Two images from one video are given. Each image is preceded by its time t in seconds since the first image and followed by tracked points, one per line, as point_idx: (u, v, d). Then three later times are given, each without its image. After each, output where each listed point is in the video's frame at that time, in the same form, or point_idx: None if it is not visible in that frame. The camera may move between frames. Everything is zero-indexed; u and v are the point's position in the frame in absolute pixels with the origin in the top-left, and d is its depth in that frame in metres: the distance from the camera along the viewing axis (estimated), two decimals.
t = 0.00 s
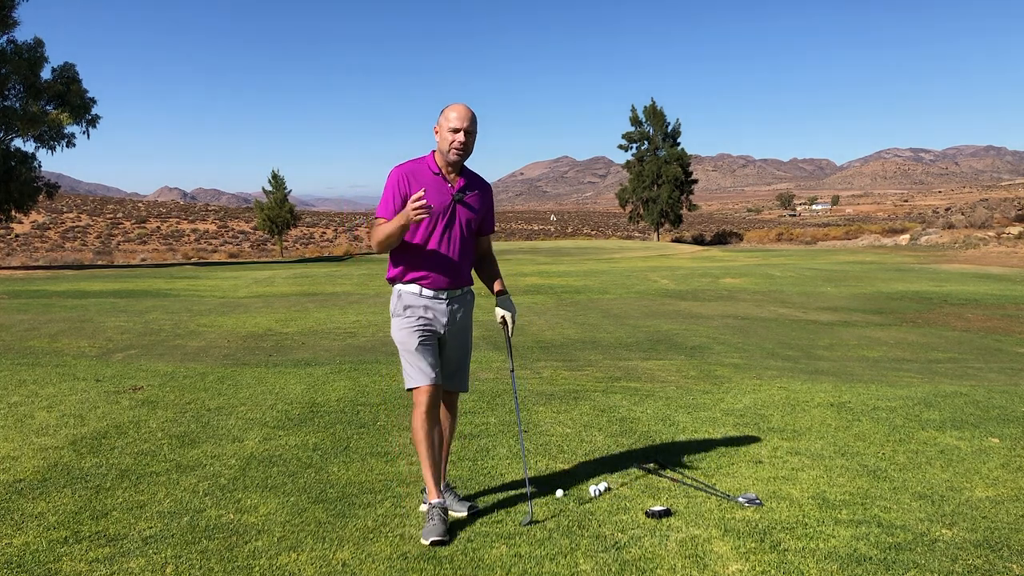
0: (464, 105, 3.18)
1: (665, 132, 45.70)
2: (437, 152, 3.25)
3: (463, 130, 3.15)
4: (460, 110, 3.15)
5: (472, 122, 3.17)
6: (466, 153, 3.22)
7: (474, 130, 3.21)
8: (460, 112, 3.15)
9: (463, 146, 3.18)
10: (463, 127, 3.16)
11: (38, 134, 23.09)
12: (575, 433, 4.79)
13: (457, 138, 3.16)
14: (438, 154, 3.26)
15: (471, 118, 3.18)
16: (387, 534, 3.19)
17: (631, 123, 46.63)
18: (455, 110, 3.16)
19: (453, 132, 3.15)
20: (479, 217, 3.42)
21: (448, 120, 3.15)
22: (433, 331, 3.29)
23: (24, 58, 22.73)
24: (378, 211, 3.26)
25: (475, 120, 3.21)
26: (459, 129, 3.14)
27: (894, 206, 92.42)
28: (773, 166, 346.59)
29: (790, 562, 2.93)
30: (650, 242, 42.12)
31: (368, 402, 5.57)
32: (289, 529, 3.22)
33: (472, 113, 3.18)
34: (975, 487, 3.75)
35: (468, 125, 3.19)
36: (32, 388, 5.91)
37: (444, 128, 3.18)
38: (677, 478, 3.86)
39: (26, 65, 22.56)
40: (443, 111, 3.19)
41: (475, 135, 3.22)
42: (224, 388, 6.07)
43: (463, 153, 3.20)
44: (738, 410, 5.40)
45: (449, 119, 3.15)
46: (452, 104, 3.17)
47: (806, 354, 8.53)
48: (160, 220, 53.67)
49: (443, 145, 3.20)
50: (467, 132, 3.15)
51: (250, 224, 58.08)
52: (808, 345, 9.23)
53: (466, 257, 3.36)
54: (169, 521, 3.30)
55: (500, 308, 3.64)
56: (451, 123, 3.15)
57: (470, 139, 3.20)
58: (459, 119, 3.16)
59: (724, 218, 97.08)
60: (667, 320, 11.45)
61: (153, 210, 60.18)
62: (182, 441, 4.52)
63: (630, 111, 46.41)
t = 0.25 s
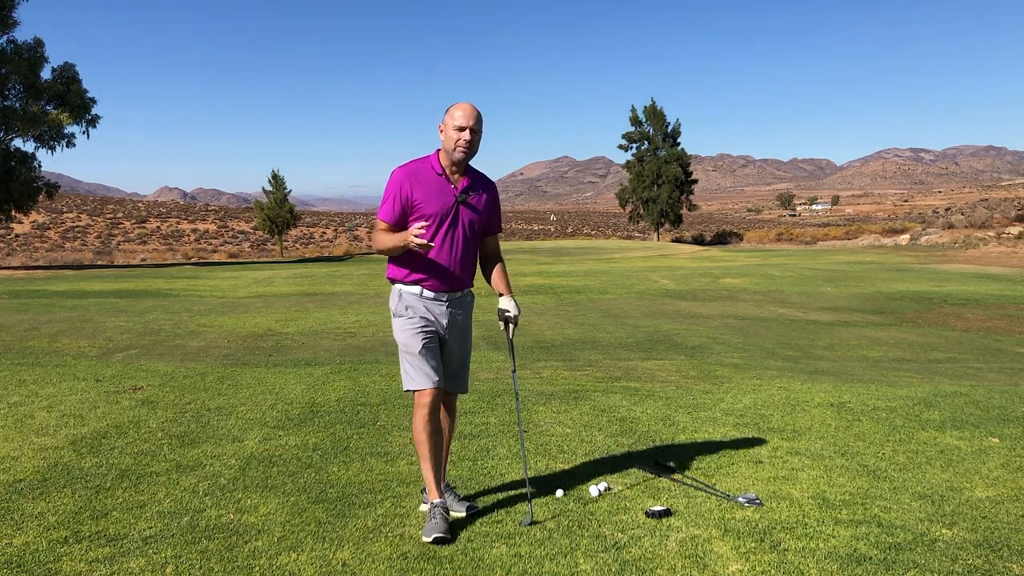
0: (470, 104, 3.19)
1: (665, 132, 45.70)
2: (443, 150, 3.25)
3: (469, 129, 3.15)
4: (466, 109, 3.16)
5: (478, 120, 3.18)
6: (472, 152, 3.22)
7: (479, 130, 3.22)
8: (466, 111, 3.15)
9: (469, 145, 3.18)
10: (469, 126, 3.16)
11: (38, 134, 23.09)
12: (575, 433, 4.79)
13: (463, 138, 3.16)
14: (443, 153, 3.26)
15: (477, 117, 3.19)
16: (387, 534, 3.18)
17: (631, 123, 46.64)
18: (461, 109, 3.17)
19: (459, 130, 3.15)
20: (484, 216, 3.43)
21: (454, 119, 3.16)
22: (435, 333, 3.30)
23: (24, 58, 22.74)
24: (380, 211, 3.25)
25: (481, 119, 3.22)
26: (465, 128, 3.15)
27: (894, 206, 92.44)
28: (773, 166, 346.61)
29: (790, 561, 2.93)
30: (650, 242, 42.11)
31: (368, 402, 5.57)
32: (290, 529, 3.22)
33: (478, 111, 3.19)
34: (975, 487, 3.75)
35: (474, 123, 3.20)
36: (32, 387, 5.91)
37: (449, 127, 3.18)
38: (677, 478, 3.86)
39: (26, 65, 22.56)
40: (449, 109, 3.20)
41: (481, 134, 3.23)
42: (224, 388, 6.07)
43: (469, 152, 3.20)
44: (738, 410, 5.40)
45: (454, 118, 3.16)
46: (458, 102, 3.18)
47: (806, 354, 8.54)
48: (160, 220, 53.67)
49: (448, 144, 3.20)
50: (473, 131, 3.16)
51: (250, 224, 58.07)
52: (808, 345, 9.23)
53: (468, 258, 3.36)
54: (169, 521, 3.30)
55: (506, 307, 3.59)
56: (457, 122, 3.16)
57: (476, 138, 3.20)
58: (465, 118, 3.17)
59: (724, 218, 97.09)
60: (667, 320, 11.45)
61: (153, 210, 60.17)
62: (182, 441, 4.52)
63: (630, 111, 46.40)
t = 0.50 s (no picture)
0: (469, 101, 3.19)
1: (665, 132, 45.71)
2: (443, 149, 3.25)
3: (468, 126, 3.16)
4: (465, 107, 3.16)
5: (477, 117, 3.18)
6: (472, 150, 3.22)
7: (479, 127, 3.21)
8: (465, 108, 3.16)
9: (468, 143, 3.18)
10: (467, 123, 3.16)
11: (38, 134, 23.09)
12: (575, 433, 4.78)
13: (462, 136, 3.16)
14: (443, 152, 3.26)
15: (476, 114, 3.19)
16: (386, 534, 3.19)
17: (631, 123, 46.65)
18: (460, 106, 3.17)
19: (457, 128, 3.16)
20: (487, 215, 3.41)
21: (452, 117, 3.17)
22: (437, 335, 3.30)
23: (24, 58, 22.74)
24: (381, 212, 3.26)
25: (480, 116, 3.21)
26: (463, 125, 3.15)
27: (894, 206, 92.44)
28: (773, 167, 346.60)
29: (790, 562, 2.93)
30: (650, 242, 42.11)
31: (368, 402, 5.57)
32: (290, 529, 3.22)
33: (477, 109, 3.19)
34: (975, 487, 3.75)
35: (473, 120, 3.19)
36: (32, 388, 5.91)
37: (448, 125, 3.18)
38: (678, 478, 3.87)
39: (26, 65, 22.56)
40: (447, 107, 3.21)
41: (480, 131, 3.22)
42: (224, 388, 6.07)
43: (468, 150, 3.20)
44: (738, 410, 5.40)
45: (453, 116, 3.17)
46: (457, 100, 3.18)
47: (806, 354, 8.54)
48: (160, 220, 53.69)
49: (448, 142, 3.20)
50: (471, 128, 3.17)
51: (250, 224, 58.06)
52: (808, 345, 9.23)
53: (470, 258, 3.35)
54: (169, 521, 3.30)
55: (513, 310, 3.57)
56: (455, 119, 3.16)
57: (475, 135, 3.20)
58: (464, 115, 3.17)
59: (724, 218, 97.11)
60: (667, 320, 11.45)
61: (153, 210, 60.17)
62: (182, 441, 4.52)
63: (630, 111, 46.39)
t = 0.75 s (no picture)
0: (457, 95, 3.21)
1: (665, 132, 45.72)
2: (435, 145, 3.27)
3: (457, 118, 3.17)
4: (454, 99, 3.18)
5: (465, 109, 3.20)
6: (463, 143, 3.23)
7: (469, 119, 3.23)
8: (453, 101, 3.18)
9: (459, 136, 3.20)
10: (457, 115, 3.18)
11: (38, 134, 23.09)
12: (575, 433, 4.78)
13: (453, 130, 3.18)
14: (436, 147, 3.28)
15: (464, 106, 3.21)
16: (387, 534, 3.19)
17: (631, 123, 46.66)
18: (449, 100, 3.19)
19: (446, 121, 3.17)
20: (485, 208, 3.38)
21: (441, 110, 3.19)
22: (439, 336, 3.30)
23: (24, 58, 22.74)
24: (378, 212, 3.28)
25: (470, 109, 3.23)
26: (452, 117, 3.17)
27: (894, 207, 92.46)
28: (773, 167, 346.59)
29: (790, 562, 2.93)
30: (650, 242, 42.11)
31: (368, 402, 5.57)
32: (289, 529, 3.22)
33: (465, 100, 3.21)
34: (975, 487, 3.74)
35: (463, 112, 3.21)
36: (32, 388, 5.91)
37: (437, 119, 3.20)
38: (678, 478, 3.87)
39: (26, 65, 22.56)
40: (437, 102, 3.23)
41: (471, 122, 3.23)
42: (224, 388, 6.07)
43: (459, 143, 3.21)
44: (738, 410, 5.40)
45: (441, 109, 3.19)
46: (445, 94, 3.21)
47: (806, 354, 8.54)
48: (160, 220, 53.69)
49: (439, 137, 3.22)
50: (460, 119, 3.18)
51: (250, 224, 58.07)
52: (808, 345, 9.23)
53: (471, 253, 3.32)
54: (169, 521, 3.30)
55: (518, 314, 3.56)
56: (443, 112, 3.18)
57: (465, 128, 3.21)
58: (453, 108, 3.19)
59: (724, 218, 97.13)
60: (667, 320, 11.45)
61: (153, 210, 60.18)
62: (182, 441, 4.52)
63: (630, 111, 46.41)
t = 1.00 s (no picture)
0: (443, 90, 3.20)
1: (665, 132, 45.74)
2: (424, 142, 3.28)
3: (442, 113, 3.17)
4: (439, 95, 3.17)
5: (451, 104, 3.20)
6: (452, 138, 3.23)
7: (455, 114, 3.23)
8: (439, 97, 3.17)
9: (447, 131, 3.20)
10: (444, 111, 3.18)
11: (39, 134, 23.09)
12: (575, 433, 4.79)
13: (440, 125, 3.18)
14: (425, 144, 3.29)
15: (449, 101, 3.20)
16: (386, 534, 3.19)
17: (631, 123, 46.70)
18: (435, 96, 3.18)
19: (433, 118, 3.18)
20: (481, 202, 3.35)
21: (428, 107, 3.18)
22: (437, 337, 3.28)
23: (24, 58, 22.74)
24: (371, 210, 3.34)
25: (456, 104, 3.23)
26: (437, 113, 3.17)
27: (894, 207, 92.48)
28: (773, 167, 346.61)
29: (790, 562, 2.93)
30: (650, 242, 42.12)
31: (368, 402, 5.57)
32: (289, 529, 3.22)
33: (450, 96, 3.20)
34: (975, 487, 3.75)
35: (448, 108, 3.21)
36: (32, 388, 5.91)
37: (424, 117, 3.21)
38: (678, 478, 3.87)
39: (27, 65, 22.57)
40: (421, 99, 3.22)
41: (457, 117, 3.24)
42: (224, 388, 6.07)
43: (448, 138, 3.21)
44: (738, 410, 5.40)
45: (427, 106, 3.19)
46: (430, 90, 3.21)
47: (806, 354, 8.54)
48: (160, 220, 53.70)
49: (427, 133, 3.23)
50: (445, 114, 3.18)
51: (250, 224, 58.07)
52: (808, 345, 9.24)
53: (470, 247, 3.30)
54: (169, 521, 3.30)
55: (518, 316, 3.56)
56: (429, 108, 3.18)
57: (452, 123, 3.21)
58: (439, 104, 3.18)
59: (724, 218, 97.17)
60: (667, 320, 11.45)
61: (153, 210, 60.18)
62: (182, 441, 4.52)
63: (630, 111, 46.44)
